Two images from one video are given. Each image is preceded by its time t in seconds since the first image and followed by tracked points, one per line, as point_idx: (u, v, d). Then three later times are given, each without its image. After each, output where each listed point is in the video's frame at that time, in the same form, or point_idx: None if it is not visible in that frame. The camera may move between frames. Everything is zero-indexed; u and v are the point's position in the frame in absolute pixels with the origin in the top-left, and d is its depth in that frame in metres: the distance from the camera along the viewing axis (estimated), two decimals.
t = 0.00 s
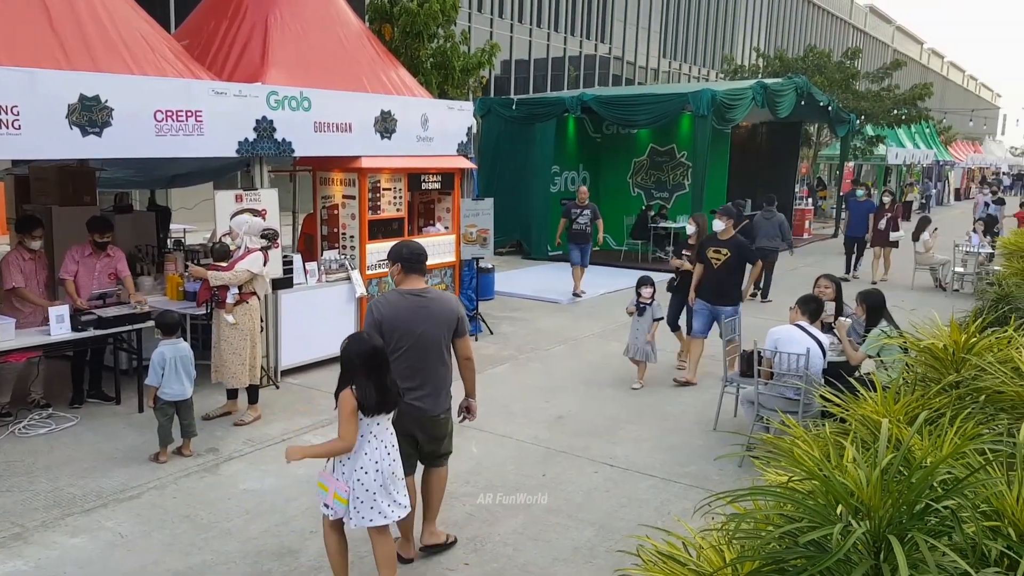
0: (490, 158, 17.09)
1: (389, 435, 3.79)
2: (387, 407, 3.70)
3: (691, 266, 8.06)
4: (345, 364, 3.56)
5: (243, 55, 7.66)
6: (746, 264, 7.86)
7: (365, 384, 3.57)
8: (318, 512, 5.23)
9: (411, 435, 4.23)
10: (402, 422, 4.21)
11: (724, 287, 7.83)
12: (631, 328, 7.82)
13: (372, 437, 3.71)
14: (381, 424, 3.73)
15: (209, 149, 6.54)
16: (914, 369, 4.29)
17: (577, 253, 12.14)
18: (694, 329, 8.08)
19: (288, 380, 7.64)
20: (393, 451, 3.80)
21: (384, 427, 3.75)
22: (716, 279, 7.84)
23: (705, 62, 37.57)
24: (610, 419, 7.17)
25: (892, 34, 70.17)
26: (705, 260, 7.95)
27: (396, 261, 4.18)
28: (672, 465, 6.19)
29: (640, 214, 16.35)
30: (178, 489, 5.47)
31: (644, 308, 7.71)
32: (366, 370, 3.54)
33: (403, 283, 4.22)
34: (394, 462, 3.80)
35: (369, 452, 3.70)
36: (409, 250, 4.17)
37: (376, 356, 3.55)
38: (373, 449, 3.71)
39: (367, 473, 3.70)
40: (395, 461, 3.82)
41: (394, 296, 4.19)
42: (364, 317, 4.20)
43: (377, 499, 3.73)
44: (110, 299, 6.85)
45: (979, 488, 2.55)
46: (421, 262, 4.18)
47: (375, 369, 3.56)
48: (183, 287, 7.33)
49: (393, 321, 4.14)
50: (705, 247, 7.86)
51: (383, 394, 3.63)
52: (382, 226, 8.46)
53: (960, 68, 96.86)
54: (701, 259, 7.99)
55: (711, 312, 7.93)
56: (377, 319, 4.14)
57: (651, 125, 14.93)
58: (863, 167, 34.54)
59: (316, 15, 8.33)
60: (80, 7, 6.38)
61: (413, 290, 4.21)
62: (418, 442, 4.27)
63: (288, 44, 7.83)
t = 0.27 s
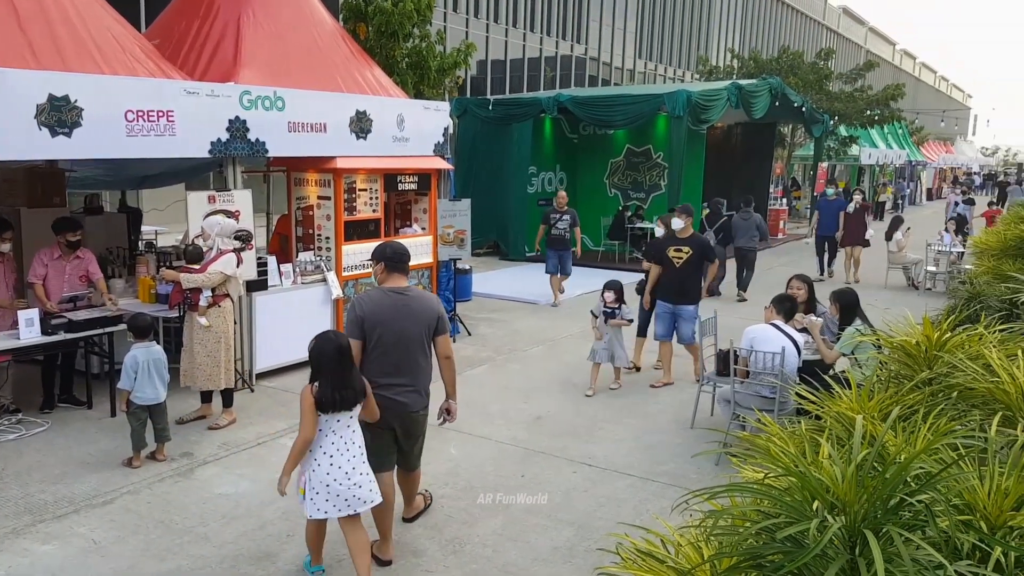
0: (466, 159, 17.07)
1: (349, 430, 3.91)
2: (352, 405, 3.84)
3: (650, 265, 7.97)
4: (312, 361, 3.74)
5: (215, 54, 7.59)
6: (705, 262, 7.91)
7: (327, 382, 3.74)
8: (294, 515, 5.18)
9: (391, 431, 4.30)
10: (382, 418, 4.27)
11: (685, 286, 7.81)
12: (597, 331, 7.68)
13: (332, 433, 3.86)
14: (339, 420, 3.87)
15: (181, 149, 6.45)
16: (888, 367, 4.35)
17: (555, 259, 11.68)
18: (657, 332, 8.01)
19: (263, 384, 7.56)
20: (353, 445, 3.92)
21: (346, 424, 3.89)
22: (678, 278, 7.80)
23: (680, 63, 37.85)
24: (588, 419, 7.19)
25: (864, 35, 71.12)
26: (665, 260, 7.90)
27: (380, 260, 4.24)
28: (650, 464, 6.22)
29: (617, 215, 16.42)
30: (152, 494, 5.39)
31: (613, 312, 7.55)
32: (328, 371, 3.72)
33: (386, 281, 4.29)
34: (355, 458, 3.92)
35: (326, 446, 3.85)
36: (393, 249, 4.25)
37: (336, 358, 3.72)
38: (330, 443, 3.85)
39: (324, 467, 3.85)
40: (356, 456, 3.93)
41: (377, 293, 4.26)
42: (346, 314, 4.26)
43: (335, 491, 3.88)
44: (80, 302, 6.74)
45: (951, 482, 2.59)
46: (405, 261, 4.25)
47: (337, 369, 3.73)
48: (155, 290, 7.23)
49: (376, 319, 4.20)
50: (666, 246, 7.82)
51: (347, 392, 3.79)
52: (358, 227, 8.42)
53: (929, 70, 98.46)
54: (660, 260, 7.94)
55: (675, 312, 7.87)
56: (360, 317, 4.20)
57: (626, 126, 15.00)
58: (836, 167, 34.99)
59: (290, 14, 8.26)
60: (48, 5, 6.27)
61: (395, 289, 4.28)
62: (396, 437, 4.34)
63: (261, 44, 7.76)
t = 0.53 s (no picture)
0: (443, 159, 17.04)
1: (316, 417, 4.22)
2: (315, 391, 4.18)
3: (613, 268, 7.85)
4: (282, 347, 4.08)
5: (188, 53, 7.50)
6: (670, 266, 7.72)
7: (294, 365, 4.09)
8: (270, 519, 5.12)
9: (380, 418, 4.55)
10: (372, 406, 4.52)
11: (649, 288, 7.63)
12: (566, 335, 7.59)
13: (299, 416, 4.18)
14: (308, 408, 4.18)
15: (153, 149, 6.37)
16: (862, 364, 4.40)
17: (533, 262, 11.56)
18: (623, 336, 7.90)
19: (238, 387, 7.48)
20: (320, 433, 4.22)
21: (313, 408, 4.20)
22: (642, 281, 7.64)
23: (656, 63, 38.09)
24: (566, 419, 7.20)
25: (837, 36, 71.98)
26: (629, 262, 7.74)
27: (373, 254, 4.56)
28: (627, 463, 6.23)
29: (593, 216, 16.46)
30: (126, 499, 5.31)
31: (578, 314, 7.49)
32: (293, 354, 4.06)
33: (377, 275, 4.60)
34: (320, 443, 4.21)
35: (295, 430, 4.15)
36: (386, 245, 4.57)
37: (301, 344, 4.04)
38: (298, 427, 4.15)
39: (289, 447, 4.12)
40: (322, 443, 4.23)
41: (368, 286, 4.56)
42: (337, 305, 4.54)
43: (299, 475, 4.16)
44: (51, 305, 6.63)
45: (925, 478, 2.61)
46: (396, 256, 4.57)
47: (301, 355, 4.06)
48: (127, 293, 7.13)
49: (366, 310, 4.49)
50: (629, 248, 7.64)
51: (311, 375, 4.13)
52: (333, 228, 8.37)
53: (899, 72, 99.95)
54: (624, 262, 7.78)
55: (638, 316, 7.67)
56: (352, 307, 4.49)
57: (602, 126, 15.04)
58: (810, 167, 35.37)
59: (263, 13, 8.19)
60: (15, 3, 6.15)
61: (386, 282, 4.59)
62: (384, 424, 4.60)
63: (235, 43, 7.68)
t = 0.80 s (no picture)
0: (418, 160, 16.99)
1: (295, 408, 4.47)
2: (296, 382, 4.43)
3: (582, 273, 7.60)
4: (264, 339, 4.34)
5: (159, 52, 7.41)
6: (638, 271, 7.59)
7: (276, 357, 4.35)
8: (246, 523, 5.07)
9: (360, 409, 4.76)
10: (352, 397, 4.74)
11: (616, 293, 7.48)
12: (537, 340, 7.40)
13: (279, 407, 4.43)
14: (287, 399, 4.44)
15: (124, 150, 6.27)
16: (837, 363, 4.46)
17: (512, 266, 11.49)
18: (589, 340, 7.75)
19: (212, 390, 7.39)
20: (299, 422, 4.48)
21: (292, 400, 4.44)
22: (610, 286, 7.48)
23: (631, 64, 38.31)
24: (543, 420, 7.20)
25: (810, 37, 72.80)
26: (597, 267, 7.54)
27: (359, 252, 4.75)
28: (604, 463, 6.25)
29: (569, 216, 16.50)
30: (98, 504, 5.22)
31: (550, 320, 7.29)
32: (275, 347, 4.32)
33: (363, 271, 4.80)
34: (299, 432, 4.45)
35: (275, 420, 4.41)
36: (372, 243, 4.77)
37: (282, 337, 4.30)
38: (277, 417, 4.41)
39: (270, 435, 4.38)
40: (301, 432, 4.48)
41: (354, 283, 4.76)
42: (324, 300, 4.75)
43: (281, 462, 4.42)
44: (21, 307, 6.50)
45: (899, 473, 2.65)
46: (381, 254, 4.76)
47: (282, 347, 4.32)
48: (98, 295, 7.01)
49: (350, 305, 4.69)
50: (598, 253, 7.43)
51: (292, 367, 4.39)
52: (307, 229, 8.32)
53: (870, 73, 101.34)
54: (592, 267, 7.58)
55: (605, 322, 7.53)
56: (336, 302, 4.69)
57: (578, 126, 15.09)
58: (784, 167, 35.72)
59: (236, 11, 8.10)
60: None
61: (371, 279, 4.78)
62: (364, 416, 4.80)
63: (207, 42, 7.59)
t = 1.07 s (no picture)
0: (394, 159, 16.93)
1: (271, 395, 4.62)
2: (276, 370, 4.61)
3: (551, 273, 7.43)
4: (247, 329, 4.52)
5: (131, 51, 7.29)
6: (609, 269, 7.41)
7: (258, 346, 4.53)
8: (221, 526, 5.00)
9: (336, 406, 4.79)
10: (328, 395, 4.76)
11: (586, 293, 7.33)
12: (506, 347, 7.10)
13: (255, 393, 4.59)
14: (263, 386, 4.60)
15: (95, 150, 6.16)
16: (812, 361, 4.49)
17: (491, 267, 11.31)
18: (554, 341, 7.51)
19: (185, 393, 7.29)
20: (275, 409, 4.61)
21: (269, 386, 4.61)
22: (579, 286, 7.33)
23: (606, 64, 38.47)
24: (521, 420, 7.18)
25: (783, 37, 73.54)
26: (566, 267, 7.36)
27: (336, 250, 4.72)
28: (582, 462, 6.25)
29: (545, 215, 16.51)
30: (70, 508, 5.12)
31: (519, 324, 6.97)
32: (257, 337, 4.51)
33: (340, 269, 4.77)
34: (274, 417, 4.60)
35: (251, 406, 4.57)
36: (349, 242, 4.73)
37: (264, 327, 4.48)
38: (253, 403, 4.57)
39: (246, 420, 4.55)
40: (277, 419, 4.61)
41: (331, 281, 4.72)
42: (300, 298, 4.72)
43: (257, 446, 4.56)
44: None
45: (874, 470, 2.66)
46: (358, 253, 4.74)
47: (264, 336, 4.51)
48: (69, 297, 6.87)
49: (327, 304, 4.66)
50: (567, 253, 7.22)
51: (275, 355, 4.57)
52: (281, 229, 8.24)
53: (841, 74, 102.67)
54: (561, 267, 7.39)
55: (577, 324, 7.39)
56: (313, 301, 4.66)
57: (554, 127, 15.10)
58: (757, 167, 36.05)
59: (208, 10, 7.99)
60: None
61: (348, 278, 4.75)
62: (341, 413, 4.83)
63: (179, 41, 7.49)
